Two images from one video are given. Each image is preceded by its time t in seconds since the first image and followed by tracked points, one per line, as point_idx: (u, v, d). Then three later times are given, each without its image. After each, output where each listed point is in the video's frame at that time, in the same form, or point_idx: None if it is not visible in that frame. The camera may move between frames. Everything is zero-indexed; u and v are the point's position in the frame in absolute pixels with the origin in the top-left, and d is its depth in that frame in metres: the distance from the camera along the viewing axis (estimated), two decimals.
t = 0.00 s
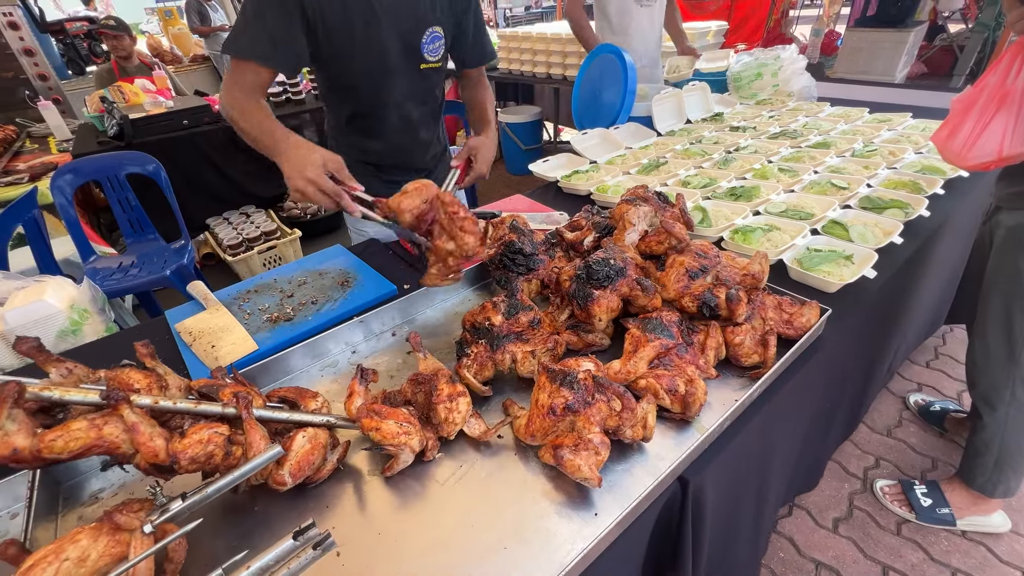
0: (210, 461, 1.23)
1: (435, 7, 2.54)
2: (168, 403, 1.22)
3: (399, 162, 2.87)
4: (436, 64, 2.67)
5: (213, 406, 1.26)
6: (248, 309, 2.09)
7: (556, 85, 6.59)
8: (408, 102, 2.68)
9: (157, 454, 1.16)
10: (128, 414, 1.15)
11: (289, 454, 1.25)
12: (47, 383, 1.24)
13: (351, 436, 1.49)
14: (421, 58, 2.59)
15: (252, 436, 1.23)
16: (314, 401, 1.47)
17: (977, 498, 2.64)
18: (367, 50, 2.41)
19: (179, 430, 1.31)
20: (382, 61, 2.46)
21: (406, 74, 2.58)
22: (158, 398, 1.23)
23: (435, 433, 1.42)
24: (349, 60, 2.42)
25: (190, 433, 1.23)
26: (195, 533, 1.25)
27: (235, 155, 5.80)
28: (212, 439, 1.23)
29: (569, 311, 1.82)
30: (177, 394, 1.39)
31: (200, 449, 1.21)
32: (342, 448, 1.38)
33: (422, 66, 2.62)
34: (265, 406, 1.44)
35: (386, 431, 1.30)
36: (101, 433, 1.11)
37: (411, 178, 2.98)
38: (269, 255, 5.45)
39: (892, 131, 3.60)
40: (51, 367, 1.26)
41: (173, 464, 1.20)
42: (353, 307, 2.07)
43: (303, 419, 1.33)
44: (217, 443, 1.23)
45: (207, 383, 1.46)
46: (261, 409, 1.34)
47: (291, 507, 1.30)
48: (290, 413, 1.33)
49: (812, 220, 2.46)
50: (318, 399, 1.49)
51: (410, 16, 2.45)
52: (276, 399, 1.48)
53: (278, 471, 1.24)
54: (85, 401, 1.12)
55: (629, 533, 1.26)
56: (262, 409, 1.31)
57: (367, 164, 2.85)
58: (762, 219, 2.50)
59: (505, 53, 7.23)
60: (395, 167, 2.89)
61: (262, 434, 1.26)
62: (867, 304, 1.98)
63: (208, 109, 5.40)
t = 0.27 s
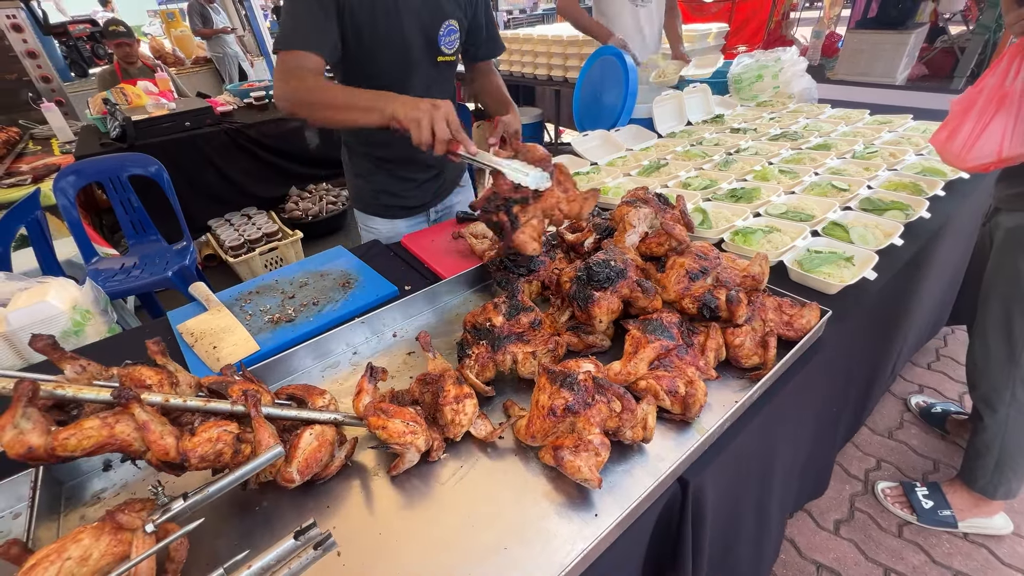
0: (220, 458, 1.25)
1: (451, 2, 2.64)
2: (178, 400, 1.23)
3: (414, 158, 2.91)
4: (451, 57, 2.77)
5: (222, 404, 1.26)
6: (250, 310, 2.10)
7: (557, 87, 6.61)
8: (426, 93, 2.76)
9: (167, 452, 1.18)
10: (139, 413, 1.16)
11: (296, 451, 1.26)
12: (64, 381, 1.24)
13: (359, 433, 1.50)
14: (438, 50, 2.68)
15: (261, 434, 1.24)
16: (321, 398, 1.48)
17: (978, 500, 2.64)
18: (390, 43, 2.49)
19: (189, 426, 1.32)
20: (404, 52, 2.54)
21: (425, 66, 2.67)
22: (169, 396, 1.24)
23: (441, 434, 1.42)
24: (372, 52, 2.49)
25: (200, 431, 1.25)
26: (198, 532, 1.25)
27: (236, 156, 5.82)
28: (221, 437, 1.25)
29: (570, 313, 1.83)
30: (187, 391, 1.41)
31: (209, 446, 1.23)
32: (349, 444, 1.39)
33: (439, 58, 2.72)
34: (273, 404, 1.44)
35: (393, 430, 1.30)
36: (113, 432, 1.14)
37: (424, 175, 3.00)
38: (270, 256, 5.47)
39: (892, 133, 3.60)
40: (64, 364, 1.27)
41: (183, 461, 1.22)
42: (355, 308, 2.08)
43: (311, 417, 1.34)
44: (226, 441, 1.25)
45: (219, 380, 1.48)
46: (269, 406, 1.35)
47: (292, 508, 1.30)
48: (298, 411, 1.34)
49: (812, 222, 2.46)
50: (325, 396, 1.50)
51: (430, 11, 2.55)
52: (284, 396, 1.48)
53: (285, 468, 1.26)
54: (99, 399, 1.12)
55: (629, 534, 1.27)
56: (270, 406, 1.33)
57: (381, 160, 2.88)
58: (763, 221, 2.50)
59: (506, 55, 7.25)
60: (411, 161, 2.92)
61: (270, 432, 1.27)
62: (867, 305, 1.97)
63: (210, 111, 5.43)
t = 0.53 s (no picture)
0: (222, 455, 1.25)
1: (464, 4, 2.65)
2: (180, 395, 1.24)
3: (419, 158, 2.92)
4: (460, 59, 2.79)
5: (223, 398, 1.29)
6: (251, 310, 2.10)
7: (558, 88, 6.63)
8: (436, 95, 2.79)
9: (169, 448, 1.19)
10: (143, 408, 1.18)
11: (296, 449, 1.27)
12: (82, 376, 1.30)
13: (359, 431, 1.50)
14: (450, 53, 2.70)
15: (261, 432, 1.25)
16: (322, 394, 1.49)
17: (980, 501, 2.63)
18: (405, 46, 2.50)
19: (192, 420, 1.33)
20: (419, 54, 2.56)
21: (436, 68, 2.69)
22: (171, 389, 1.25)
23: (439, 433, 1.43)
24: (388, 53, 2.50)
25: (201, 427, 1.25)
26: (200, 530, 1.25)
27: (237, 157, 5.83)
28: (222, 434, 1.24)
29: (571, 313, 1.83)
30: (194, 384, 1.42)
31: (210, 443, 1.23)
32: (349, 442, 1.39)
33: (449, 60, 2.74)
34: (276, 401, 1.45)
35: (390, 428, 1.31)
36: (119, 428, 1.16)
37: (429, 175, 3.00)
38: (271, 257, 5.48)
39: (893, 134, 3.60)
40: (90, 358, 1.33)
41: (185, 457, 1.22)
42: (355, 308, 2.08)
43: (313, 412, 1.36)
44: (227, 438, 1.25)
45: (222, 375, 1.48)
46: (270, 402, 1.37)
47: (292, 509, 1.30)
48: (299, 407, 1.35)
49: (813, 222, 2.47)
50: (326, 393, 1.51)
51: (443, 13, 2.56)
52: (285, 394, 1.49)
53: (285, 466, 1.26)
54: (104, 391, 1.16)
55: (630, 534, 1.27)
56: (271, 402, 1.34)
57: (387, 159, 2.89)
58: (763, 221, 2.50)
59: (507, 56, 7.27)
60: (417, 161, 2.93)
61: (271, 429, 1.27)
62: (868, 306, 1.97)
63: (212, 112, 5.45)
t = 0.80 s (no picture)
0: (224, 454, 1.26)
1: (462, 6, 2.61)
2: (181, 394, 1.24)
3: (418, 157, 2.92)
4: (459, 62, 2.74)
5: (224, 398, 1.29)
6: (252, 310, 2.11)
7: (559, 89, 6.65)
8: (432, 98, 2.73)
9: (171, 448, 1.19)
10: (145, 408, 1.18)
11: (297, 449, 1.27)
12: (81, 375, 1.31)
13: (360, 430, 1.51)
14: (446, 55, 2.65)
15: (263, 432, 1.25)
16: (323, 394, 1.49)
17: (981, 502, 2.63)
18: (395, 45, 2.48)
19: (193, 421, 1.33)
20: (410, 57, 2.54)
21: (431, 70, 2.64)
22: (172, 388, 1.26)
23: (439, 433, 1.43)
24: (379, 56, 2.51)
25: (203, 427, 1.25)
26: (201, 530, 1.25)
27: (239, 157, 5.84)
28: (224, 434, 1.25)
29: (572, 313, 1.82)
30: (194, 383, 1.43)
31: (212, 443, 1.23)
32: (350, 441, 1.39)
33: (446, 63, 2.69)
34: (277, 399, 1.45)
35: (390, 428, 1.31)
36: (122, 427, 1.16)
37: (427, 174, 3.01)
38: (273, 258, 5.49)
39: (894, 134, 3.61)
40: (86, 356, 1.34)
41: (186, 458, 1.22)
42: (356, 309, 2.08)
43: (314, 412, 1.36)
44: (229, 438, 1.25)
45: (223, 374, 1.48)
46: (272, 402, 1.37)
47: (291, 510, 1.30)
48: (300, 406, 1.36)
49: (814, 223, 2.47)
50: (327, 393, 1.51)
51: (438, 15, 2.53)
52: (286, 394, 1.49)
53: (286, 466, 1.26)
54: (104, 391, 1.15)
55: (631, 534, 1.27)
56: (272, 402, 1.34)
57: (386, 157, 2.90)
58: (764, 222, 2.51)
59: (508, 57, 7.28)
60: (415, 161, 2.93)
61: (273, 429, 1.28)
62: (868, 306, 1.98)
63: (213, 113, 5.46)
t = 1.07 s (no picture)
0: (225, 454, 1.26)
1: (442, 13, 2.52)
2: (182, 396, 1.25)
3: (409, 166, 2.91)
4: (445, 69, 2.69)
5: (226, 399, 1.29)
6: (252, 311, 2.11)
7: (559, 89, 6.66)
8: (420, 109, 2.71)
9: (173, 449, 1.19)
10: (148, 409, 1.18)
11: (300, 449, 1.27)
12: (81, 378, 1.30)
13: (361, 431, 1.51)
14: (433, 65, 2.60)
15: (265, 432, 1.25)
16: (325, 394, 1.50)
17: (983, 503, 2.62)
18: (382, 67, 2.42)
19: (195, 422, 1.33)
20: (398, 73, 2.49)
21: (419, 83, 2.60)
22: (174, 390, 1.25)
23: (441, 434, 1.43)
24: (367, 76, 2.44)
25: (205, 428, 1.25)
26: (202, 530, 1.25)
27: (239, 158, 5.84)
28: (226, 435, 1.25)
29: (572, 314, 1.82)
30: (195, 385, 1.43)
31: (214, 444, 1.23)
32: (351, 442, 1.40)
33: (433, 73, 2.64)
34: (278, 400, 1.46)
35: (392, 429, 1.31)
36: (124, 428, 1.16)
37: (420, 181, 3.01)
38: (273, 258, 5.50)
39: (894, 135, 3.61)
40: (85, 359, 1.32)
41: (189, 458, 1.22)
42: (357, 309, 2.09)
43: (316, 413, 1.36)
44: (231, 438, 1.26)
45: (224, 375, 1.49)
46: (273, 403, 1.37)
47: (292, 511, 1.29)
48: (302, 407, 1.36)
49: (815, 223, 2.47)
50: (327, 393, 1.51)
51: (420, 28, 2.45)
52: (287, 394, 1.49)
53: (289, 466, 1.26)
54: (105, 393, 1.14)
55: (632, 534, 1.26)
56: (274, 402, 1.34)
57: (377, 168, 2.89)
58: (765, 223, 2.51)
59: (508, 58, 7.29)
60: (406, 170, 2.93)
61: (275, 430, 1.28)
62: (869, 306, 1.98)
63: (214, 114, 5.46)
